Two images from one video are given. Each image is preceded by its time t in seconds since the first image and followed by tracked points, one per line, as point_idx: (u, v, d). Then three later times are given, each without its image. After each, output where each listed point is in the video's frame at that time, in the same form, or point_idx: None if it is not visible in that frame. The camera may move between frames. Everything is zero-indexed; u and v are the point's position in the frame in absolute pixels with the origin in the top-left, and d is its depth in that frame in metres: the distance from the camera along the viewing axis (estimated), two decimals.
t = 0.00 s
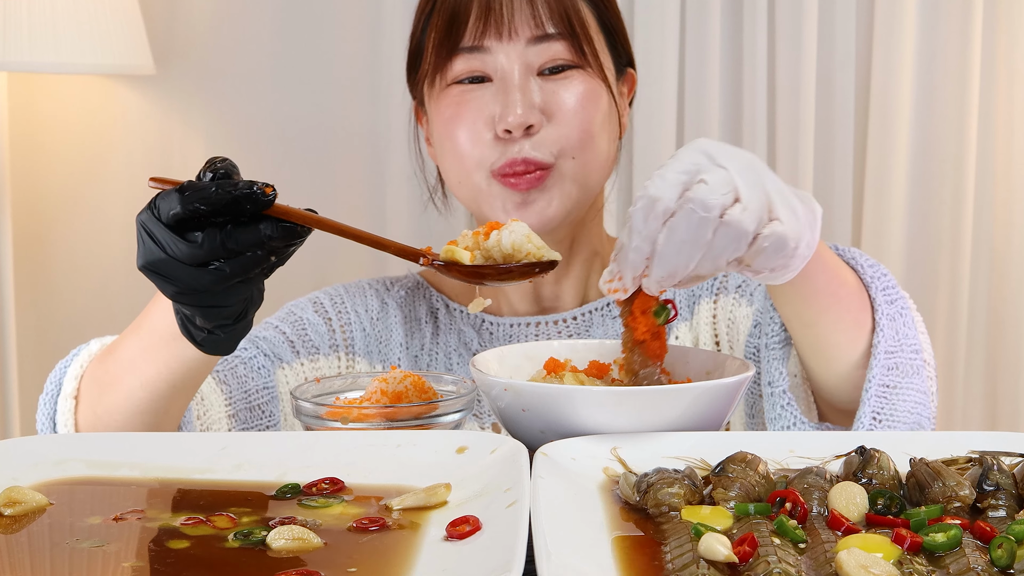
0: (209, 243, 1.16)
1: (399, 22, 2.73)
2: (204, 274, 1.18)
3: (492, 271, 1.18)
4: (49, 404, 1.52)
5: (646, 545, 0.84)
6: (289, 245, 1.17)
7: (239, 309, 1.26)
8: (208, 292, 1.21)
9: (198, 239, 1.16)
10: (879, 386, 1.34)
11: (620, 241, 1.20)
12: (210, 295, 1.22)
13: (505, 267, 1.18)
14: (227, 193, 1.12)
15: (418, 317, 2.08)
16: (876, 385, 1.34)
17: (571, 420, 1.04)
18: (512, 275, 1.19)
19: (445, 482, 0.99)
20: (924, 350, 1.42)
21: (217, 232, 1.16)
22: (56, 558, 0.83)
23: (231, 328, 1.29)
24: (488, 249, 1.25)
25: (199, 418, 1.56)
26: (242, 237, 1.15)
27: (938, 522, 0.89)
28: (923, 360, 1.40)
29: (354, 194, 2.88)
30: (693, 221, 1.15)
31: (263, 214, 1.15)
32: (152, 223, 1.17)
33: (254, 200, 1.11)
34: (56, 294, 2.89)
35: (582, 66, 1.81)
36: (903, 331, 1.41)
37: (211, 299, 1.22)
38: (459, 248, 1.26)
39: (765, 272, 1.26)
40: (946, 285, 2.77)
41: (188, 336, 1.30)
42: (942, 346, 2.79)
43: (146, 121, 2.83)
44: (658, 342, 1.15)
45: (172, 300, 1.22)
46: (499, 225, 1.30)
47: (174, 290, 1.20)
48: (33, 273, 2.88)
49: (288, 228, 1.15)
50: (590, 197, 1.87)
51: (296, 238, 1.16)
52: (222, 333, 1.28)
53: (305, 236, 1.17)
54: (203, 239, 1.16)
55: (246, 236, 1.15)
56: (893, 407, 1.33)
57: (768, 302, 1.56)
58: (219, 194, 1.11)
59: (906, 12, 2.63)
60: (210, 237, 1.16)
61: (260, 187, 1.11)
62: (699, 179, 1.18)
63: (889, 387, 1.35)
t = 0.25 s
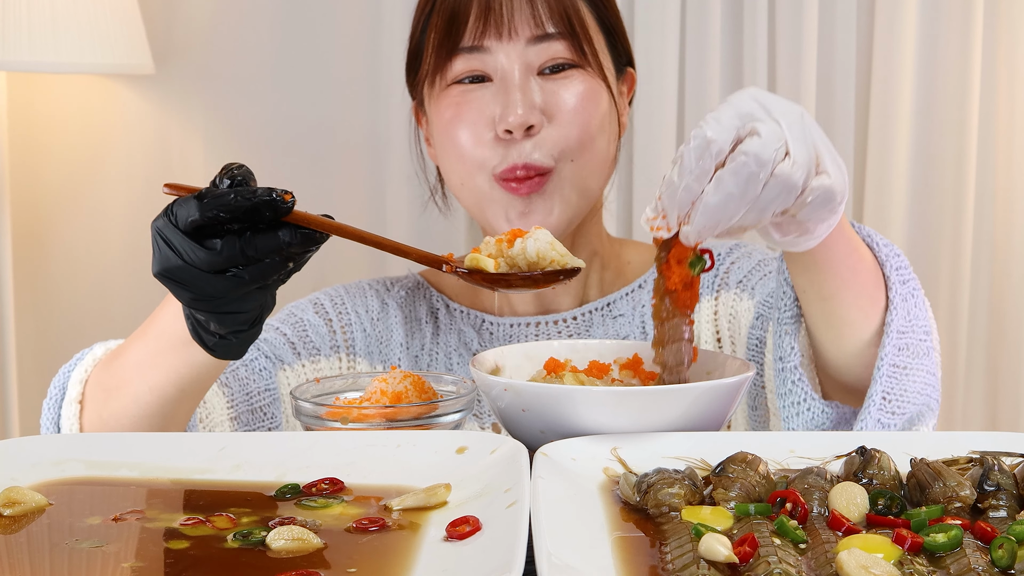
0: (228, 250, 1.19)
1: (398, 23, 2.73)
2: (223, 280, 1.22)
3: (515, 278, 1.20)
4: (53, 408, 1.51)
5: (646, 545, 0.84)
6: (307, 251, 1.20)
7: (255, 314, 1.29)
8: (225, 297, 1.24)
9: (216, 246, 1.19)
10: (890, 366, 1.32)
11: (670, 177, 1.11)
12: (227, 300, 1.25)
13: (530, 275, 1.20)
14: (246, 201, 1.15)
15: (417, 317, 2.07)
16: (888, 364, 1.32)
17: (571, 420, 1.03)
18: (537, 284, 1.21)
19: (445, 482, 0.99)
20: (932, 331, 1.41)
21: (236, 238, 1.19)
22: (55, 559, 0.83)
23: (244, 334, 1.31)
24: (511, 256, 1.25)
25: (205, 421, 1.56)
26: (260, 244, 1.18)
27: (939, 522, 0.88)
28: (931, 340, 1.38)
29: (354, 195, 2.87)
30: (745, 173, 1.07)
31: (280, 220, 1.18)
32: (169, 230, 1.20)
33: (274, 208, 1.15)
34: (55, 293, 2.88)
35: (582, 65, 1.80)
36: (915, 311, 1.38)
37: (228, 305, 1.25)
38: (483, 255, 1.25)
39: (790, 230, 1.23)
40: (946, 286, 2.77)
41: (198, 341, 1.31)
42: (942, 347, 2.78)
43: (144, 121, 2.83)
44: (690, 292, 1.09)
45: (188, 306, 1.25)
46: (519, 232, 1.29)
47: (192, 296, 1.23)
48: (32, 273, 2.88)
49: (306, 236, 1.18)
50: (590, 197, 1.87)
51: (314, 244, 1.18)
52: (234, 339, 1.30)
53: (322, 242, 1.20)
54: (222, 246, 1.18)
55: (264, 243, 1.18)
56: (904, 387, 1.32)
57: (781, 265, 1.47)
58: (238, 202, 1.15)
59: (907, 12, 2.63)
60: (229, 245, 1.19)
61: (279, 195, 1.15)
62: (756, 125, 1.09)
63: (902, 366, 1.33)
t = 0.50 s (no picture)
0: (242, 253, 1.19)
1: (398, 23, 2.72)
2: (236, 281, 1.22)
3: (531, 283, 1.19)
4: (56, 411, 1.52)
5: (646, 545, 0.84)
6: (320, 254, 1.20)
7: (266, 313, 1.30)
8: (237, 298, 1.24)
9: (231, 249, 1.19)
10: (884, 328, 1.32)
11: (665, 90, 1.12)
12: (239, 302, 1.25)
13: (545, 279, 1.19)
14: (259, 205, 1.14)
15: (417, 317, 2.07)
16: (881, 324, 1.32)
17: (571, 420, 1.03)
18: (550, 288, 1.20)
19: (445, 483, 0.99)
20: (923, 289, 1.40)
21: (251, 242, 1.19)
22: (53, 559, 0.83)
23: (252, 335, 1.32)
24: (527, 262, 1.25)
25: (206, 422, 1.58)
26: (275, 248, 1.18)
27: (940, 522, 0.88)
28: (921, 301, 1.38)
29: (354, 195, 2.87)
30: (740, 84, 1.07)
31: (296, 224, 1.17)
32: (182, 233, 1.19)
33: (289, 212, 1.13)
34: (54, 294, 2.88)
35: (581, 65, 1.80)
36: (908, 272, 1.37)
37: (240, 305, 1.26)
38: (499, 261, 1.27)
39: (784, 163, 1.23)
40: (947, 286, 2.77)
41: (206, 342, 1.32)
42: (942, 347, 2.77)
43: (144, 121, 2.83)
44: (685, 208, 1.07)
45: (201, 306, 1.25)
46: (536, 237, 1.30)
47: (205, 297, 1.23)
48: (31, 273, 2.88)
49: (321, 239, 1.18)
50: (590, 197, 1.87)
51: (328, 247, 1.18)
52: (242, 340, 1.32)
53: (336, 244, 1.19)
54: (236, 250, 1.18)
55: (278, 245, 1.18)
56: (896, 349, 1.33)
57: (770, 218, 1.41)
58: (251, 206, 1.13)
59: (907, 12, 2.62)
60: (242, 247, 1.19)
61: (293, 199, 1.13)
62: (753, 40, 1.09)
63: (895, 329, 1.33)
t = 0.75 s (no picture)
0: (245, 245, 1.19)
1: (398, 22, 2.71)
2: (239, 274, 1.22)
3: (532, 275, 1.21)
4: (57, 408, 1.52)
5: (646, 546, 0.83)
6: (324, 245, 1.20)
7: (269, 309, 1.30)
8: (240, 292, 1.24)
9: (233, 242, 1.19)
10: (858, 298, 1.38)
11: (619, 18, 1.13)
12: (242, 296, 1.25)
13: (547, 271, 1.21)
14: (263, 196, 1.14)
15: (416, 317, 2.06)
16: (854, 295, 1.37)
17: (571, 420, 1.03)
18: (552, 279, 1.22)
19: (445, 483, 0.99)
20: (900, 260, 1.44)
21: (253, 234, 1.19)
22: (53, 559, 0.83)
23: (255, 329, 1.32)
24: (528, 254, 1.25)
25: (206, 420, 1.58)
26: (278, 239, 1.18)
27: (940, 522, 0.88)
28: (898, 272, 1.43)
29: (353, 195, 2.87)
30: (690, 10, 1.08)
31: (297, 215, 1.18)
32: (184, 227, 1.20)
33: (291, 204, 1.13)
34: (54, 294, 2.88)
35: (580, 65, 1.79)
36: (884, 242, 1.42)
37: (243, 300, 1.26)
38: (500, 253, 1.26)
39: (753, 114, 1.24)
40: (947, 286, 2.76)
41: (208, 337, 1.32)
42: (943, 347, 2.77)
43: (143, 120, 2.82)
44: (630, 141, 1.26)
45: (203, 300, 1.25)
46: (537, 230, 1.30)
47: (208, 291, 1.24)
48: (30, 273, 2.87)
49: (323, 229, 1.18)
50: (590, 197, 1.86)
51: (330, 239, 1.19)
52: (244, 335, 1.31)
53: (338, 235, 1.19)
54: (239, 242, 1.19)
55: (281, 237, 1.18)
56: (870, 319, 1.38)
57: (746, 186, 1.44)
58: (254, 198, 1.13)
59: (907, 12, 2.62)
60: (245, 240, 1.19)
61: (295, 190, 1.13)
62: None
63: (869, 298, 1.38)
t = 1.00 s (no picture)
0: (250, 241, 1.19)
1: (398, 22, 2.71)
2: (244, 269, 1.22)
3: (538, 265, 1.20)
4: (56, 409, 1.51)
5: (646, 546, 0.83)
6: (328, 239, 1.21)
7: (272, 302, 1.31)
8: (244, 286, 1.24)
9: (238, 237, 1.19)
10: (835, 263, 1.39)
11: None
12: (245, 290, 1.26)
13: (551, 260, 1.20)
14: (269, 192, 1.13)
15: (415, 317, 2.06)
16: (832, 260, 1.39)
17: (571, 421, 1.03)
18: (558, 271, 1.21)
19: (445, 483, 0.99)
20: (878, 226, 1.45)
21: (258, 229, 1.19)
22: (52, 560, 0.82)
23: (255, 323, 1.33)
24: (534, 246, 1.23)
25: (204, 418, 1.59)
26: (284, 235, 1.18)
27: (941, 523, 0.88)
28: (877, 238, 1.44)
29: (353, 195, 2.87)
30: None
31: (301, 210, 1.18)
32: (189, 223, 1.19)
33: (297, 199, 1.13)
34: (54, 295, 2.87)
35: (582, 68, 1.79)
36: (862, 208, 1.43)
37: (246, 294, 1.26)
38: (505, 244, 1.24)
39: (722, 65, 1.32)
40: (948, 287, 2.76)
41: (208, 332, 1.33)
42: (943, 348, 2.77)
43: (142, 120, 2.82)
44: (580, 84, 1.19)
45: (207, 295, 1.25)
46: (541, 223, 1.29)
47: (212, 286, 1.24)
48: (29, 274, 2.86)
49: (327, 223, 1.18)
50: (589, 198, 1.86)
51: (333, 232, 1.19)
52: (245, 329, 1.32)
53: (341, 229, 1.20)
54: (244, 238, 1.19)
55: (286, 232, 1.18)
56: (848, 285, 1.40)
57: (722, 158, 1.47)
58: (260, 193, 1.13)
59: (908, 12, 2.61)
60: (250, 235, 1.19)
61: (301, 186, 1.13)
62: None
63: (848, 264, 1.40)
